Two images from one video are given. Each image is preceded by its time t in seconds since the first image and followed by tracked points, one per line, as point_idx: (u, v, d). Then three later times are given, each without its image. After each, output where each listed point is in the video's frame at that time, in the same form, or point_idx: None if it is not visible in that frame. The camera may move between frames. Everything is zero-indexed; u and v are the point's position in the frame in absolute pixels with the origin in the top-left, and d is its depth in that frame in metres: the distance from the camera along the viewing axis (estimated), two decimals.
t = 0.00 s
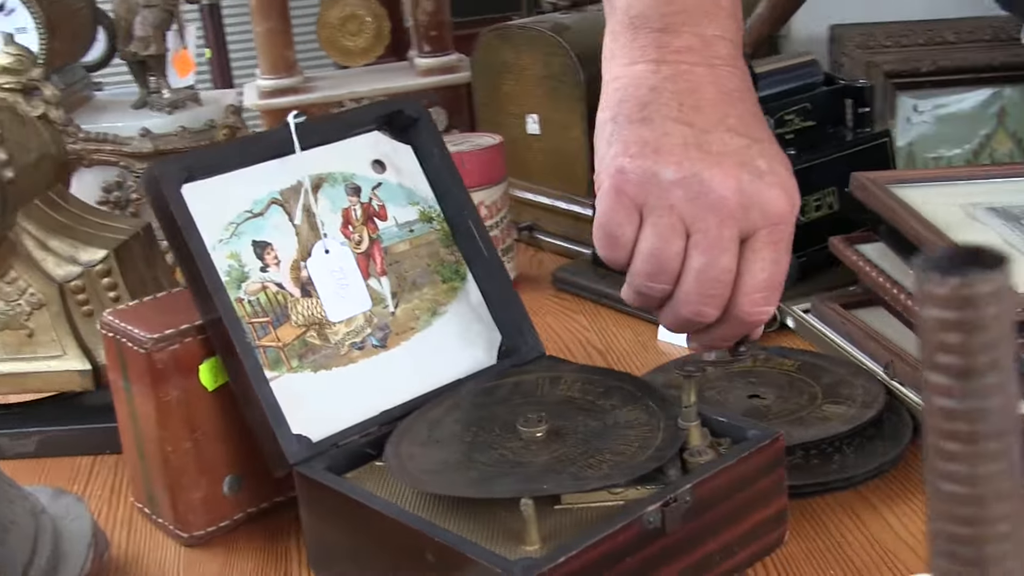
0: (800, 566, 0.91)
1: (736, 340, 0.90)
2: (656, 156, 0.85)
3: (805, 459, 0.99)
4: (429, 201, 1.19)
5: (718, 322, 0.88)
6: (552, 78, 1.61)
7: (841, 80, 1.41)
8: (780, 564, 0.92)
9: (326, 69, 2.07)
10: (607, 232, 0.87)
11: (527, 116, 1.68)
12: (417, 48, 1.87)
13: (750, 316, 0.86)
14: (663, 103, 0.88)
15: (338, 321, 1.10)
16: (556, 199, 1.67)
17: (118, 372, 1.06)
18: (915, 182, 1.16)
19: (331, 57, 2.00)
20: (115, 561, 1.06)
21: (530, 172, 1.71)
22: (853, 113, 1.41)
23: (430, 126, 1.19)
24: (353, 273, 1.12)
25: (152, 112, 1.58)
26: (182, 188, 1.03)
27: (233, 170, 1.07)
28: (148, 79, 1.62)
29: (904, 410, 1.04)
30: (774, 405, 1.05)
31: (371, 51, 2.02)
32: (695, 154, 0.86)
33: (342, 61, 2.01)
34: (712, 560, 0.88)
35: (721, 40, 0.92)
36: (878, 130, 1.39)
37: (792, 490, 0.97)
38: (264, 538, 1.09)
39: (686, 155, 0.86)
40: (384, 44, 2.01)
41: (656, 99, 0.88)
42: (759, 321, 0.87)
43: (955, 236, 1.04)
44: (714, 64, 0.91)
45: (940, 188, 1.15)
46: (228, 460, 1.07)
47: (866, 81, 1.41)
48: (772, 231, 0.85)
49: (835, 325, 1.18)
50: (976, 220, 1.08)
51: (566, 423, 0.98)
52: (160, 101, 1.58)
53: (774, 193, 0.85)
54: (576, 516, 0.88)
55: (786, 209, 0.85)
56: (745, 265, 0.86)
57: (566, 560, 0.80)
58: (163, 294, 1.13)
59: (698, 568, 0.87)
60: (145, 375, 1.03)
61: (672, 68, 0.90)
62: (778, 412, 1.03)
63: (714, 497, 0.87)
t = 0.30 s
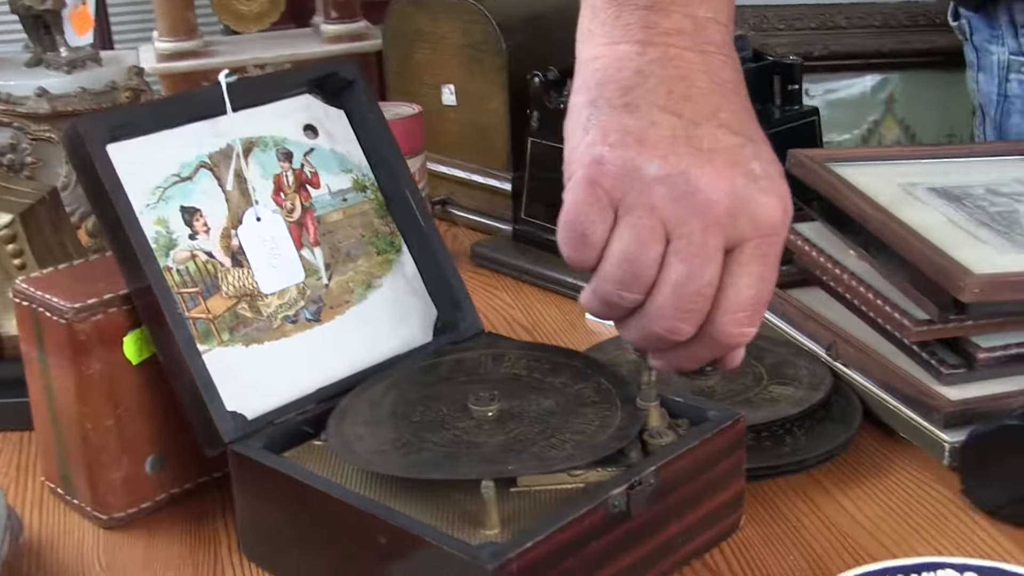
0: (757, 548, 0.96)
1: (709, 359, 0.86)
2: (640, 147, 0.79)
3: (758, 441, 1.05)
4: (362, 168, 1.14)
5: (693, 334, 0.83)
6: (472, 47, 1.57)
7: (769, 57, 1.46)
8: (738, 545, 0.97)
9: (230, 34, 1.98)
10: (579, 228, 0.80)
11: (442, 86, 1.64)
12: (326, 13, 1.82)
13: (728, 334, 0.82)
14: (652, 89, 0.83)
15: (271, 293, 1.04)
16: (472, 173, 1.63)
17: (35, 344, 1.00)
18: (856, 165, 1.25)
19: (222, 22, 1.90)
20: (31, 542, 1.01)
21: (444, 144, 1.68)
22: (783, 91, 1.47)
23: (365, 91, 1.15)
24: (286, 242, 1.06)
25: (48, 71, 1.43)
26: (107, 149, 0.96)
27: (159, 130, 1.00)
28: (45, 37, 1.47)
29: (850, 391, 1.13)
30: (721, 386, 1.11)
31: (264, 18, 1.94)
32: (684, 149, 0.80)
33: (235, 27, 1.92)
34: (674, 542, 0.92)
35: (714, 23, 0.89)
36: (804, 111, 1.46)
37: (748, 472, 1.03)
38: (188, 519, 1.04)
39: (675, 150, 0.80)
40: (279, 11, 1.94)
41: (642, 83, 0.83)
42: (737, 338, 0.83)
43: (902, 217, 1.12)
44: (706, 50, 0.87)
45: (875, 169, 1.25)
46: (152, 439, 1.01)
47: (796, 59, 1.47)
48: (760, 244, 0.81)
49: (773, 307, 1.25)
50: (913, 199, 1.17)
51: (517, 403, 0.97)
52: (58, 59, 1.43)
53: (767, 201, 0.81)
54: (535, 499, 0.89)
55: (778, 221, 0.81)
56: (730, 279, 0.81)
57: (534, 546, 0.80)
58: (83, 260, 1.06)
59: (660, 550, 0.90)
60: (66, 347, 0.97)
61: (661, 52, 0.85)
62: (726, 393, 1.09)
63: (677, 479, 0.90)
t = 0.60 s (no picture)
0: (817, 519, 0.95)
1: (651, 320, 0.77)
2: (588, 86, 0.70)
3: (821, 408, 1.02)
4: (403, 113, 1.09)
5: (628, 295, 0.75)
6: None
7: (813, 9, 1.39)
8: (798, 514, 0.96)
9: None
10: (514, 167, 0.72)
11: (471, 38, 1.60)
12: None
13: (665, 296, 0.73)
14: (612, 27, 0.73)
15: (310, 240, 0.99)
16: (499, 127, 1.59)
17: (65, 290, 0.96)
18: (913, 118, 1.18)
19: None
20: (63, 496, 0.98)
21: (475, 100, 1.62)
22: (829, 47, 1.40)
23: (407, 32, 1.08)
24: (326, 188, 1.01)
25: (71, 13, 1.43)
26: (144, 86, 0.91)
27: (196, 67, 0.95)
28: None
29: (912, 357, 1.09)
30: (773, 348, 1.06)
31: None
32: (635, 92, 0.70)
33: None
34: (733, 513, 0.90)
35: None
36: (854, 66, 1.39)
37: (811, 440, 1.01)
38: (222, 476, 1.01)
39: (624, 92, 0.70)
40: None
41: (602, 20, 0.73)
42: (675, 302, 0.74)
43: (966, 174, 1.07)
44: None
45: (933, 126, 1.17)
46: (186, 390, 0.97)
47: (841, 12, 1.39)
48: (708, 202, 0.72)
49: (824, 270, 1.21)
50: (979, 158, 1.10)
51: (568, 358, 0.93)
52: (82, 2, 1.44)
53: (721, 157, 0.71)
54: (591, 461, 0.86)
55: (729, 177, 0.71)
56: (671, 236, 0.72)
57: (599, 508, 0.78)
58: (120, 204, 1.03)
59: (719, 519, 0.89)
60: (99, 294, 0.93)
61: None
62: (781, 356, 1.05)
63: (741, 446, 0.88)
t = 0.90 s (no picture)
0: (857, 524, 0.92)
1: (682, 286, 0.82)
2: (614, 69, 0.74)
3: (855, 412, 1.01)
4: (434, 112, 1.08)
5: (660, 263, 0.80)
6: None
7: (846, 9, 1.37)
8: (836, 519, 0.93)
9: None
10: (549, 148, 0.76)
11: (499, 36, 1.59)
12: None
13: (695, 262, 0.78)
14: (635, 11, 0.76)
15: (340, 240, 0.98)
16: (528, 125, 1.59)
17: (92, 289, 0.95)
18: (945, 119, 1.15)
19: None
20: (89, 498, 0.97)
21: (503, 98, 1.63)
22: (861, 47, 1.38)
23: (439, 30, 1.07)
24: (356, 187, 1.00)
25: (99, 10, 1.48)
26: (174, 83, 0.90)
27: (227, 64, 0.94)
28: None
29: (947, 360, 1.08)
30: (806, 351, 1.05)
31: None
32: (658, 73, 0.74)
33: None
34: (770, 517, 0.88)
35: None
36: (885, 66, 1.37)
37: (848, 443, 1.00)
38: (250, 479, 0.99)
39: (648, 73, 0.74)
40: None
41: (628, 6, 0.76)
42: (705, 268, 0.79)
43: (1001, 175, 1.04)
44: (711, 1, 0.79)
45: (970, 126, 1.15)
46: (214, 391, 0.96)
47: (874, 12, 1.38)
48: (734, 172, 0.76)
49: (856, 272, 1.19)
50: (1014, 158, 1.08)
51: (603, 360, 0.92)
52: None
53: (742, 130, 0.75)
54: (626, 466, 0.85)
55: (752, 149, 0.76)
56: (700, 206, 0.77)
57: (637, 512, 0.75)
58: (149, 201, 1.02)
59: (758, 523, 0.86)
60: (127, 293, 0.92)
61: None
62: (815, 358, 1.03)
63: (779, 448, 0.86)
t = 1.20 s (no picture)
0: (873, 526, 0.92)
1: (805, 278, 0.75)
2: (735, 71, 0.68)
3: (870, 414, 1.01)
4: (449, 116, 1.08)
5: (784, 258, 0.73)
6: None
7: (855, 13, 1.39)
8: (852, 521, 0.93)
9: None
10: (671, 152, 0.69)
11: (511, 40, 1.60)
12: None
13: (826, 254, 0.72)
14: (741, 13, 0.72)
15: (356, 244, 0.98)
16: (539, 129, 1.61)
17: (107, 295, 0.95)
18: (954, 122, 1.16)
19: None
20: (104, 504, 0.97)
21: (515, 102, 1.65)
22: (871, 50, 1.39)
23: (454, 34, 1.07)
24: (371, 191, 1.00)
25: (110, 15, 1.50)
26: (190, 87, 0.90)
27: (243, 69, 0.94)
28: None
29: (960, 363, 1.08)
30: (821, 353, 1.05)
31: None
32: (779, 71, 0.69)
33: None
34: (788, 519, 0.87)
35: None
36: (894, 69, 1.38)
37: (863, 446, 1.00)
38: (265, 483, 0.99)
39: (770, 71, 0.69)
40: None
41: (734, 8, 0.72)
42: (834, 259, 0.73)
43: (1013, 179, 1.04)
44: None
45: (979, 129, 1.15)
46: (230, 395, 0.96)
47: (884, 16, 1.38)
48: (856, 161, 0.71)
49: (868, 275, 1.19)
50: None
51: (620, 362, 0.92)
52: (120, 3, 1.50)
53: (862, 120, 0.70)
54: (644, 469, 0.85)
55: (871, 138, 0.71)
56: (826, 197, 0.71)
57: (657, 515, 0.75)
58: (164, 206, 1.03)
59: (775, 526, 0.86)
60: (142, 298, 0.92)
61: None
62: (830, 360, 1.04)
63: (797, 450, 0.85)
